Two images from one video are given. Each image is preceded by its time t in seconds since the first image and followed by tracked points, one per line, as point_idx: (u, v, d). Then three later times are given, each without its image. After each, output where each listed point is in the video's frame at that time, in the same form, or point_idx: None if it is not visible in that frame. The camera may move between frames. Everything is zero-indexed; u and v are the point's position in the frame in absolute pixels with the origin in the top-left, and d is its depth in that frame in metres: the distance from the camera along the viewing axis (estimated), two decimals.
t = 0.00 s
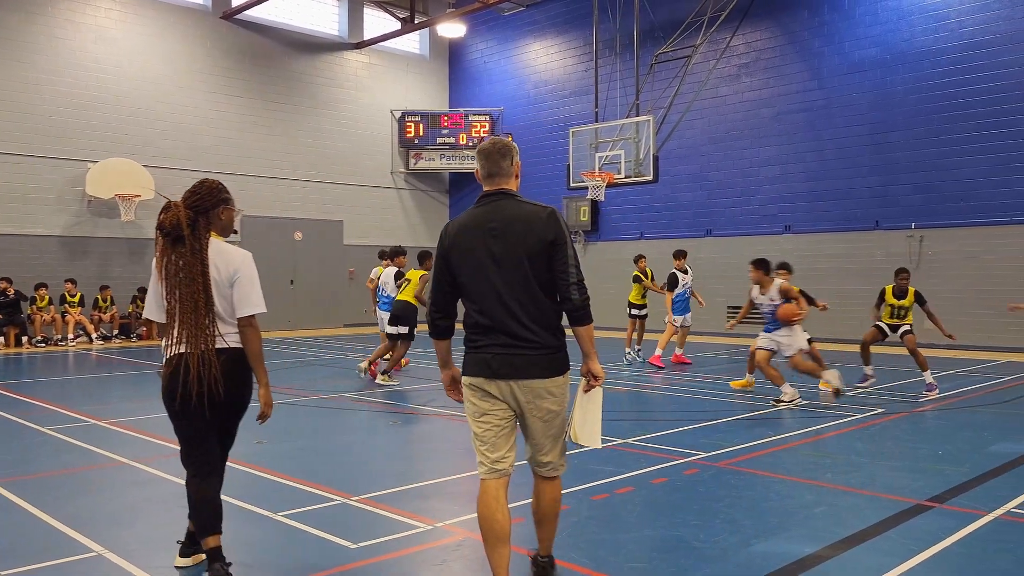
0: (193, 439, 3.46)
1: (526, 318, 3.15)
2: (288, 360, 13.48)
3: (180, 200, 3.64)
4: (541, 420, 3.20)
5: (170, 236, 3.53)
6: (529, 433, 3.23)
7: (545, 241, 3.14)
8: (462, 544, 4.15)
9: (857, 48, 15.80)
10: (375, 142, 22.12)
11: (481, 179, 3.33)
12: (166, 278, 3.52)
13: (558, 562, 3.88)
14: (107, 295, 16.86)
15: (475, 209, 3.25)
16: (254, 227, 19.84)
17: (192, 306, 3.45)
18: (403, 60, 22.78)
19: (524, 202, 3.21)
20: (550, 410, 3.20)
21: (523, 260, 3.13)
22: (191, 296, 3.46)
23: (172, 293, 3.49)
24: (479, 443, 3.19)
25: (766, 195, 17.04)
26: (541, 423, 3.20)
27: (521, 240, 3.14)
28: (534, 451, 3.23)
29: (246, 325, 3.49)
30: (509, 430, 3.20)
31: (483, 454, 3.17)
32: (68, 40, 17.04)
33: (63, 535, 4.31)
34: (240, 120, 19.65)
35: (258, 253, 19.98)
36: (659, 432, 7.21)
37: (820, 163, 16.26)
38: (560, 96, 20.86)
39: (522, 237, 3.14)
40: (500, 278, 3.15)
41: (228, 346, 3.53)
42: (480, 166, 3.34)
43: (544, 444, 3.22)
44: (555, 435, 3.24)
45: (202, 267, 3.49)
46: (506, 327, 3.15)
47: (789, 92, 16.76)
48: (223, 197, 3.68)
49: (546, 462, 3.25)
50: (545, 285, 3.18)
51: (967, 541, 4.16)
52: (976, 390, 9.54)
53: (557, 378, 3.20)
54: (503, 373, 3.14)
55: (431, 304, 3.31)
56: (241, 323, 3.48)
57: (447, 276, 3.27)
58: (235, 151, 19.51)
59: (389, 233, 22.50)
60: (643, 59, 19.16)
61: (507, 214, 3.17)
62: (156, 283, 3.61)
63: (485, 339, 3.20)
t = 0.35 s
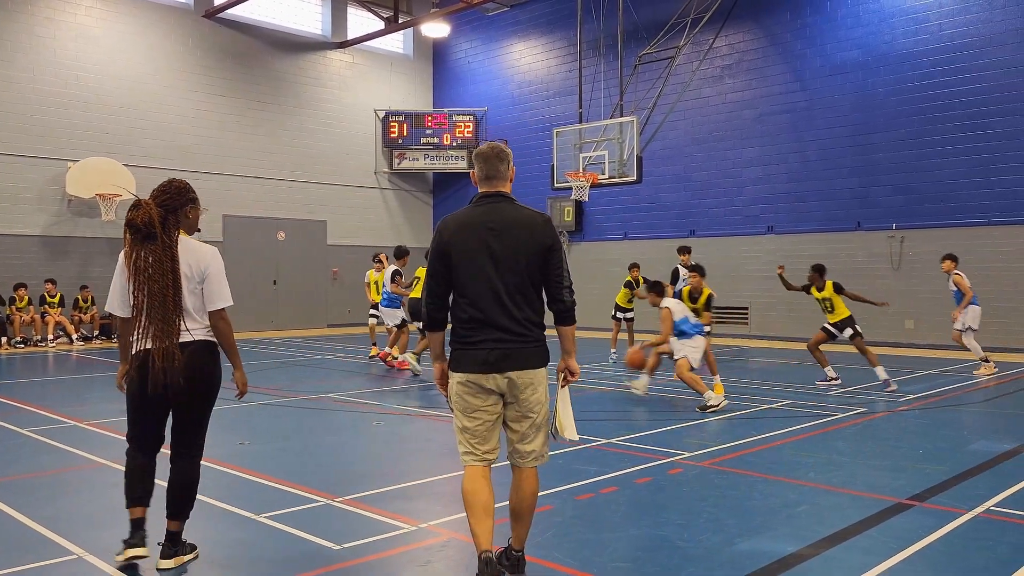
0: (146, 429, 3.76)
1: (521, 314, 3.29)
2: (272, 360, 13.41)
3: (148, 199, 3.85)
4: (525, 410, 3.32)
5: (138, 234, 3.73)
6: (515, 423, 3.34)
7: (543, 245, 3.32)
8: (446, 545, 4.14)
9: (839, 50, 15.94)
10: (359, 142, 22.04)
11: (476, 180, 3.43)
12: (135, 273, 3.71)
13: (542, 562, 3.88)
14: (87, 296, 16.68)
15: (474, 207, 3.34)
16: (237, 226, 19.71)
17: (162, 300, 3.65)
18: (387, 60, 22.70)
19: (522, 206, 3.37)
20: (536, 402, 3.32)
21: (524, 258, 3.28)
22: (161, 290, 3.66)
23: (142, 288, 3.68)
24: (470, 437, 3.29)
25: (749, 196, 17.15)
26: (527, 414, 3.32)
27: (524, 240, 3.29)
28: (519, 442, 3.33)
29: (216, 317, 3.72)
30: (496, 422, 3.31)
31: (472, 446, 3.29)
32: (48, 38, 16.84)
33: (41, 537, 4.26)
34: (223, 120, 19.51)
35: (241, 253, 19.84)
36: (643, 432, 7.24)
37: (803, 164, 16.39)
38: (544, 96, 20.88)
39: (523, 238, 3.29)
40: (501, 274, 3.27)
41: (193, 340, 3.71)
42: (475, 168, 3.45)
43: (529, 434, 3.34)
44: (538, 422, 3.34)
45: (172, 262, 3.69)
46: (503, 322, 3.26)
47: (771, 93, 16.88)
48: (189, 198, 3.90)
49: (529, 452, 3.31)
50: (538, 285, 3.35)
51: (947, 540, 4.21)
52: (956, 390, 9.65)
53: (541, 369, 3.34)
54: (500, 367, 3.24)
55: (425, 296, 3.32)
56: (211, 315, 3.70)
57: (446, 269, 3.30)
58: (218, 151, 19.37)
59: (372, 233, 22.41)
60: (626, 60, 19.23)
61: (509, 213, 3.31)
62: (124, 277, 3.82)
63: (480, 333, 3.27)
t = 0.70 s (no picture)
0: (131, 428, 3.92)
1: (515, 314, 3.58)
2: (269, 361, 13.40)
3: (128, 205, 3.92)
4: (511, 404, 3.59)
5: (117, 239, 3.80)
6: (501, 414, 3.59)
7: (538, 251, 3.65)
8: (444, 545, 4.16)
9: (836, 51, 15.98)
10: (356, 142, 22.05)
11: (474, 185, 3.68)
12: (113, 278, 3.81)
13: (539, 562, 3.90)
14: (84, 296, 16.64)
15: (475, 210, 3.59)
16: (234, 227, 19.70)
17: (138, 305, 3.75)
18: (384, 61, 22.71)
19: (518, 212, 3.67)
20: (524, 396, 3.63)
21: (520, 262, 3.59)
22: (138, 295, 3.76)
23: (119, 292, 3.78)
24: (449, 425, 3.59)
25: (746, 196, 17.18)
26: (514, 408, 3.60)
27: (521, 245, 3.59)
28: (507, 432, 3.58)
29: (190, 318, 3.80)
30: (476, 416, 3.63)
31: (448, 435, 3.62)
32: (45, 39, 16.82)
33: (39, 538, 4.26)
34: (220, 120, 19.50)
35: (238, 253, 19.83)
36: (640, 432, 7.27)
37: (800, 164, 16.42)
38: (541, 97, 20.91)
39: (522, 243, 3.59)
40: (501, 276, 3.53)
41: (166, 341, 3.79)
42: (470, 172, 3.71)
43: (516, 424, 3.58)
44: (525, 416, 3.61)
45: (148, 269, 3.79)
46: (501, 320, 3.53)
47: (768, 94, 16.92)
48: (167, 204, 3.98)
49: (518, 442, 3.55)
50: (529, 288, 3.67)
51: (945, 540, 4.23)
52: (951, 390, 9.70)
53: (529, 366, 3.64)
54: (494, 364, 3.51)
55: (428, 292, 3.48)
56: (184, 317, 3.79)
57: (450, 268, 3.50)
58: (216, 151, 19.37)
59: (369, 234, 22.41)
60: (623, 61, 19.26)
61: (508, 220, 3.60)
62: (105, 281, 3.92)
63: (478, 329, 3.51)
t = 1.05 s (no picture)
0: (116, 423, 4.05)
1: (485, 315, 3.81)
2: (275, 360, 13.46)
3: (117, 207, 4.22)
4: (487, 398, 3.78)
5: (103, 239, 4.08)
6: (477, 409, 3.77)
7: (503, 254, 3.89)
8: (449, 545, 4.16)
9: (843, 50, 15.93)
10: (362, 142, 22.08)
11: (439, 194, 3.89)
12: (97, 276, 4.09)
13: (543, 562, 3.90)
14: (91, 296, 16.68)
15: (444, 220, 3.79)
16: (240, 227, 19.74)
17: (117, 301, 4.03)
18: (390, 61, 22.75)
19: (482, 219, 3.90)
20: (497, 388, 3.81)
21: (488, 267, 3.83)
22: (119, 293, 4.04)
23: (101, 289, 4.05)
24: (430, 424, 3.78)
25: (753, 196, 17.14)
26: (491, 402, 3.78)
27: (487, 250, 3.83)
28: (485, 422, 3.75)
29: (163, 315, 4.01)
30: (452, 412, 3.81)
31: (427, 435, 3.78)
32: (53, 41, 16.90)
33: (46, 536, 4.28)
34: (226, 121, 19.56)
35: (244, 253, 19.88)
36: (645, 432, 7.27)
37: (806, 164, 16.38)
38: (546, 97, 20.91)
39: (489, 249, 3.83)
40: (471, 280, 3.77)
41: (142, 337, 4.04)
42: (435, 181, 3.89)
43: (491, 415, 3.76)
44: (499, 402, 3.80)
45: (129, 267, 4.08)
46: (472, 322, 3.76)
47: (775, 94, 16.88)
48: (153, 210, 4.28)
49: (494, 429, 3.74)
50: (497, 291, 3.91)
51: (952, 542, 4.21)
52: (958, 391, 9.67)
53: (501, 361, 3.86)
54: (469, 363, 3.73)
55: (406, 301, 3.62)
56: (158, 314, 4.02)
57: (424, 275, 3.68)
58: (222, 152, 19.43)
59: (375, 234, 22.44)
60: (629, 61, 19.25)
61: (474, 226, 3.82)
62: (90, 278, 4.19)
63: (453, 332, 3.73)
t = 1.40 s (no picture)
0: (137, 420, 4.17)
1: (449, 310, 4.08)
2: (283, 360, 13.51)
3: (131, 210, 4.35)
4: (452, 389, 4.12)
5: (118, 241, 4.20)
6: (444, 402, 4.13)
7: (468, 252, 4.19)
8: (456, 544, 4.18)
9: (851, 50, 15.89)
10: (369, 143, 22.12)
11: (404, 195, 4.18)
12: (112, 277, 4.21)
13: (551, 562, 3.92)
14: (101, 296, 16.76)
15: (408, 219, 4.07)
16: (248, 227, 19.80)
17: (131, 301, 4.16)
18: (398, 62, 22.80)
19: (447, 217, 4.19)
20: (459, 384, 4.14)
21: (451, 264, 4.10)
22: (133, 293, 4.17)
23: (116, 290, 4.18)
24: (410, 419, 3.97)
25: (760, 196, 17.11)
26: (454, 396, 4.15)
27: (453, 248, 4.12)
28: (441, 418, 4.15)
29: (176, 315, 4.15)
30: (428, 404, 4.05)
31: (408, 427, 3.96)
32: (63, 42, 17.01)
33: (57, 535, 4.32)
34: (235, 122, 19.64)
35: (253, 254, 19.94)
36: (652, 432, 7.27)
37: (814, 164, 16.35)
38: (553, 97, 20.92)
39: (455, 246, 4.13)
40: (436, 276, 4.04)
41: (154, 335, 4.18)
42: (400, 182, 4.18)
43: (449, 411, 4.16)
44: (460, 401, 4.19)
45: (144, 269, 4.21)
46: (441, 316, 4.03)
47: (783, 93, 16.84)
48: (165, 214, 4.44)
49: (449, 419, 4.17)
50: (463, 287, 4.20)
51: (962, 543, 4.20)
52: (967, 391, 9.65)
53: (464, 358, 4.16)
54: (440, 355, 4.00)
55: (368, 296, 3.92)
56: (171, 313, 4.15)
57: (392, 271, 3.97)
58: (231, 153, 19.51)
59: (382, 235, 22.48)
60: (636, 61, 19.24)
61: (439, 225, 4.10)
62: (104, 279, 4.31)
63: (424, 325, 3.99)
